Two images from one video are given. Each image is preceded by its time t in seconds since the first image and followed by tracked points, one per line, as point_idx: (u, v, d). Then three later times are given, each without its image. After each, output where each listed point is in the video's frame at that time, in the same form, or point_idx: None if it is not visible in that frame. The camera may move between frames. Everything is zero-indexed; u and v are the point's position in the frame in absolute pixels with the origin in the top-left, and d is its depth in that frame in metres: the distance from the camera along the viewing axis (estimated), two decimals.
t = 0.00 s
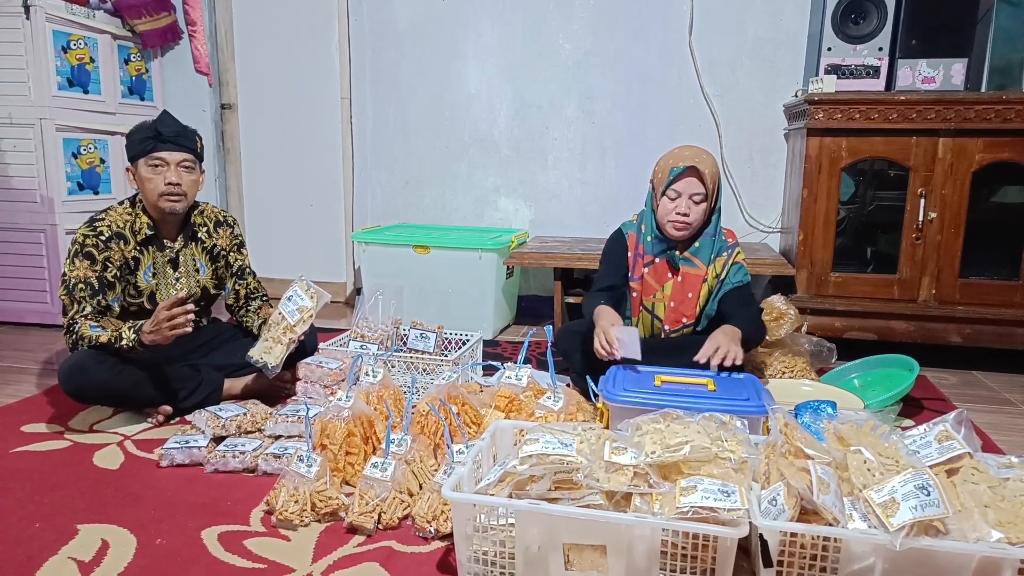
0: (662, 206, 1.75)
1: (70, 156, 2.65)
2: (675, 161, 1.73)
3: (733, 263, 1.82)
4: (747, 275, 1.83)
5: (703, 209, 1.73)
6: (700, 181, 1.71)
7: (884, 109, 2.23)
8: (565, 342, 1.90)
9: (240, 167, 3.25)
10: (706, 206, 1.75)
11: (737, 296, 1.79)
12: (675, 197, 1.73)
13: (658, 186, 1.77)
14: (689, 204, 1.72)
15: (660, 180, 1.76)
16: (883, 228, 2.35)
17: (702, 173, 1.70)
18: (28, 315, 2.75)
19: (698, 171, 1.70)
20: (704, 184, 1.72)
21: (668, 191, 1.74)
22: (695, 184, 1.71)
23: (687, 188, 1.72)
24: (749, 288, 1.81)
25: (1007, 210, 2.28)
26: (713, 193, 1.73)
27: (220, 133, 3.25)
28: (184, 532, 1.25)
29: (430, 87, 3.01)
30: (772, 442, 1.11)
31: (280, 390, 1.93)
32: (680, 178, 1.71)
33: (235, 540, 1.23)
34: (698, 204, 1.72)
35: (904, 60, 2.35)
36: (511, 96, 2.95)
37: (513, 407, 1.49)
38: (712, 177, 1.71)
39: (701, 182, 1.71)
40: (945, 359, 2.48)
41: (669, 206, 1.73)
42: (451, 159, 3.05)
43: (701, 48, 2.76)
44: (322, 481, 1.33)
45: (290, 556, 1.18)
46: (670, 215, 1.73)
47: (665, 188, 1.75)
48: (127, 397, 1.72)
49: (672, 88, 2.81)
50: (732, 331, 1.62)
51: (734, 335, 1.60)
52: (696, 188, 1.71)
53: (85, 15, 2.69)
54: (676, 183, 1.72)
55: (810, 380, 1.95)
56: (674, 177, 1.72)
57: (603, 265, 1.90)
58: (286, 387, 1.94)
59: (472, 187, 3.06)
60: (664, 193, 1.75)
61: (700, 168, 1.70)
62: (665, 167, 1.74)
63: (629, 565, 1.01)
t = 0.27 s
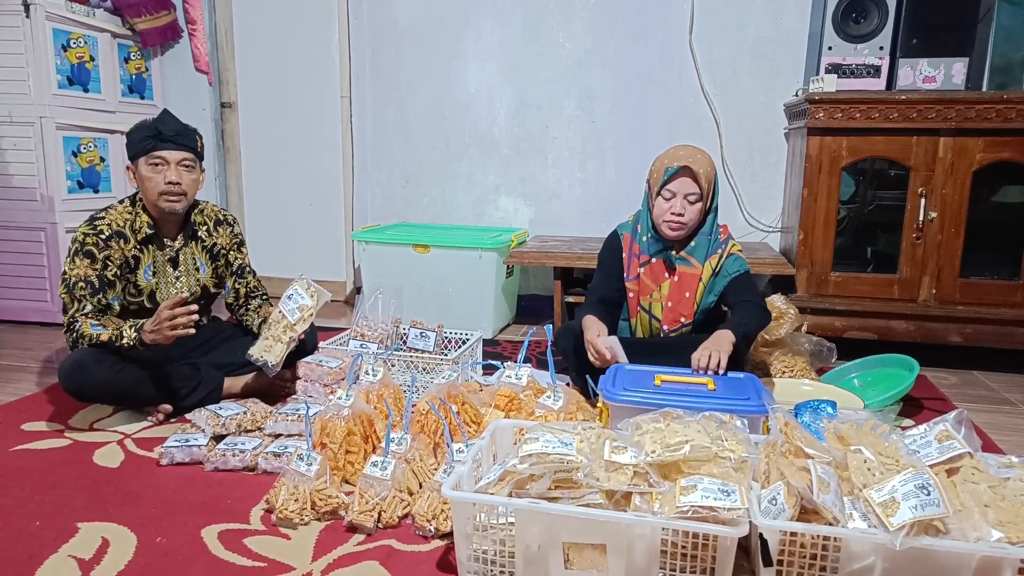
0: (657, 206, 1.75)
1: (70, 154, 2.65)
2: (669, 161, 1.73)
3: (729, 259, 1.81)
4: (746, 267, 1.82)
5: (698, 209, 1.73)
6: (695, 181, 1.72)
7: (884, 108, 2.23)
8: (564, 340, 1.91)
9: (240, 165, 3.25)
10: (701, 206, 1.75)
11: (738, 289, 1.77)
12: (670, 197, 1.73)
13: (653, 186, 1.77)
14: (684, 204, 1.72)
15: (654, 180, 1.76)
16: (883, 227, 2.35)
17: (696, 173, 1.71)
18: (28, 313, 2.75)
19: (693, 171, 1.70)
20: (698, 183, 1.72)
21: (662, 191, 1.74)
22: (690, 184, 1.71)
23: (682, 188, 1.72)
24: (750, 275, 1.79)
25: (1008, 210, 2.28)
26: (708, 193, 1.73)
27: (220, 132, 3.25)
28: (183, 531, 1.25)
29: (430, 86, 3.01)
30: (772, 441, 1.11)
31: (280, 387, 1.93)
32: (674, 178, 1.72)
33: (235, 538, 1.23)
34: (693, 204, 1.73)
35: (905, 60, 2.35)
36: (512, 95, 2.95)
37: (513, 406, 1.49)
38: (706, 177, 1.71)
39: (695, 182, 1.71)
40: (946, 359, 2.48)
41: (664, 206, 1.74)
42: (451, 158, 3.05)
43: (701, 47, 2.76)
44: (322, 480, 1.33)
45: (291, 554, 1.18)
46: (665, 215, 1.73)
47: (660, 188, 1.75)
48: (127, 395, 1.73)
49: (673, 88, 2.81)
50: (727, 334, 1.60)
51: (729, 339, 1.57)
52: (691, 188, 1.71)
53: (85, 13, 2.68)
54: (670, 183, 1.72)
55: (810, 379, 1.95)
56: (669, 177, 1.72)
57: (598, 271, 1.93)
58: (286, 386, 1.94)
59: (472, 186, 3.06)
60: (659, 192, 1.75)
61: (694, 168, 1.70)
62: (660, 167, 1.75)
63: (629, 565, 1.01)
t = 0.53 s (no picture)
0: (654, 206, 1.75)
1: (70, 155, 2.65)
2: (665, 161, 1.73)
3: (727, 258, 1.82)
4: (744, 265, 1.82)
5: (694, 209, 1.73)
6: (691, 181, 1.71)
7: (884, 107, 2.23)
8: (565, 340, 1.91)
9: (240, 166, 3.25)
10: (698, 205, 1.75)
11: (738, 290, 1.77)
12: (666, 197, 1.73)
13: (650, 186, 1.77)
14: (681, 204, 1.72)
15: (650, 179, 1.76)
16: (883, 226, 2.35)
17: (692, 173, 1.70)
18: (28, 314, 2.75)
19: (689, 171, 1.70)
20: (695, 183, 1.72)
21: (659, 191, 1.74)
22: (686, 184, 1.71)
23: (678, 188, 1.72)
24: (749, 274, 1.81)
25: (1008, 208, 2.28)
26: (704, 193, 1.73)
27: (220, 131, 3.25)
28: (184, 530, 1.25)
29: (430, 86, 3.01)
30: (772, 440, 1.11)
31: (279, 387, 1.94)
32: (671, 178, 1.71)
33: (236, 538, 1.23)
34: (689, 204, 1.73)
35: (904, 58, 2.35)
36: (511, 95, 2.95)
37: (513, 406, 1.49)
38: (703, 177, 1.71)
39: (692, 182, 1.71)
40: (946, 358, 2.48)
41: (661, 206, 1.74)
42: (451, 158, 3.05)
43: (701, 47, 2.76)
44: (323, 480, 1.33)
45: (291, 554, 1.18)
46: (662, 215, 1.73)
47: (656, 188, 1.75)
48: (128, 395, 1.72)
49: (673, 87, 2.81)
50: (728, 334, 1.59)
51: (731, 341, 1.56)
52: (688, 188, 1.71)
53: (85, 14, 2.68)
54: (666, 183, 1.72)
55: (810, 378, 1.95)
56: (665, 177, 1.72)
57: (597, 272, 1.91)
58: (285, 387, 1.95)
59: (472, 186, 3.06)
60: (655, 192, 1.75)
61: (690, 168, 1.70)
62: (656, 167, 1.75)
63: (629, 564, 1.02)
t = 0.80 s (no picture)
0: (656, 207, 1.74)
1: (70, 155, 2.64)
2: (667, 161, 1.72)
3: (729, 258, 1.82)
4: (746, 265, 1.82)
5: (696, 210, 1.73)
6: (693, 182, 1.71)
7: (884, 105, 2.23)
8: (565, 339, 1.90)
9: (240, 165, 3.25)
10: (700, 206, 1.74)
11: (740, 288, 1.78)
12: (668, 198, 1.73)
13: (651, 187, 1.77)
14: (683, 204, 1.72)
15: (652, 180, 1.76)
16: (883, 224, 2.35)
17: (694, 174, 1.70)
18: (28, 313, 2.75)
19: (691, 172, 1.69)
20: (697, 184, 1.71)
21: (660, 191, 1.74)
22: (688, 185, 1.71)
23: (680, 188, 1.72)
24: (751, 274, 1.81)
25: (1008, 206, 2.28)
26: (706, 193, 1.73)
27: (220, 131, 3.25)
28: (184, 530, 1.25)
29: (430, 85, 3.01)
30: (772, 438, 1.11)
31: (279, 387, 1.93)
32: (672, 179, 1.71)
33: (237, 538, 1.23)
34: (691, 205, 1.72)
35: (904, 56, 2.35)
36: (511, 94, 2.95)
37: (513, 404, 1.49)
38: (704, 178, 1.71)
39: (693, 183, 1.71)
40: (946, 356, 2.48)
41: (663, 207, 1.73)
42: (450, 157, 3.05)
43: (701, 46, 2.75)
44: (323, 479, 1.33)
45: (292, 553, 1.18)
46: (663, 216, 1.73)
47: (658, 188, 1.74)
48: (128, 395, 1.72)
49: (673, 86, 2.81)
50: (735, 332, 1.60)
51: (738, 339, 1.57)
52: (689, 188, 1.71)
53: (84, 13, 2.68)
54: (668, 183, 1.72)
55: (810, 377, 1.95)
56: (667, 178, 1.72)
57: (600, 272, 1.91)
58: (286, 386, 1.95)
59: (472, 185, 3.06)
60: (657, 193, 1.75)
61: (692, 168, 1.70)
62: (657, 167, 1.74)
63: (629, 562, 1.02)
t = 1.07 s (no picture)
0: (661, 208, 1.74)
1: (71, 153, 2.64)
2: (674, 162, 1.73)
3: (733, 260, 1.82)
4: (750, 267, 1.83)
5: (703, 212, 1.72)
6: (700, 184, 1.71)
7: (884, 105, 2.23)
8: (565, 338, 1.90)
9: (240, 164, 3.24)
10: (706, 208, 1.74)
11: (744, 288, 1.80)
12: (674, 199, 1.72)
13: (658, 188, 1.77)
14: (689, 206, 1.72)
15: (659, 181, 1.76)
16: (884, 223, 2.35)
17: (701, 176, 1.70)
18: (29, 312, 2.75)
19: (698, 174, 1.69)
20: (703, 186, 1.71)
21: (667, 193, 1.74)
22: (694, 187, 1.71)
23: (686, 190, 1.72)
24: (754, 275, 1.82)
25: (1008, 206, 2.28)
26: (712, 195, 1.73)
27: (220, 130, 3.25)
28: (185, 529, 1.25)
29: (430, 85, 3.01)
30: (772, 438, 1.12)
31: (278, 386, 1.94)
32: (679, 180, 1.71)
33: (237, 537, 1.23)
34: (697, 207, 1.72)
35: (904, 56, 2.35)
36: (511, 94, 2.94)
37: (513, 403, 1.49)
38: (711, 179, 1.71)
39: (700, 185, 1.71)
40: (946, 356, 2.48)
41: (669, 208, 1.73)
42: (450, 156, 3.05)
43: (701, 46, 2.75)
44: (323, 478, 1.33)
45: (293, 552, 1.18)
46: (669, 217, 1.72)
47: (664, 189, 1.74)
48: (129, 394, 1.71)
49: (673, 86, 2.81)
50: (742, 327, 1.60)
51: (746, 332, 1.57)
52: (696, 190, 1.71)
53: (85, 12, 2.68)
54: (674, 185, 1.72)
55: (811, 376, 1.95)
56: (674, 179, 1.72)
57: (603, 270, 1.92)
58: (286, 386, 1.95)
59: (472, 184, 3.06)
60: (663, 195, 1.75)
61: (699, 170, 1.70)
62: (664, 168, 1.75)
63: (630, 562, 1.02)
